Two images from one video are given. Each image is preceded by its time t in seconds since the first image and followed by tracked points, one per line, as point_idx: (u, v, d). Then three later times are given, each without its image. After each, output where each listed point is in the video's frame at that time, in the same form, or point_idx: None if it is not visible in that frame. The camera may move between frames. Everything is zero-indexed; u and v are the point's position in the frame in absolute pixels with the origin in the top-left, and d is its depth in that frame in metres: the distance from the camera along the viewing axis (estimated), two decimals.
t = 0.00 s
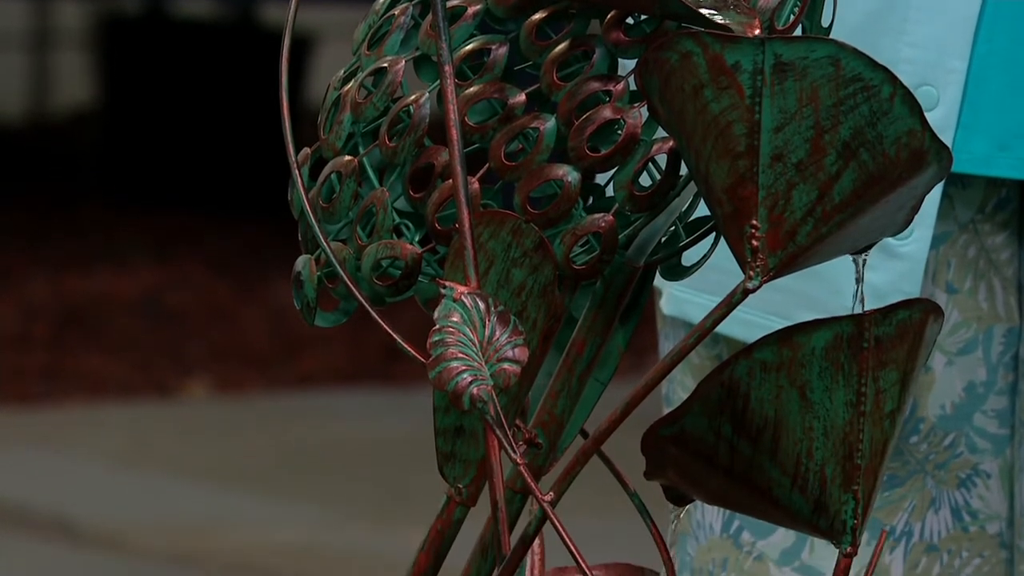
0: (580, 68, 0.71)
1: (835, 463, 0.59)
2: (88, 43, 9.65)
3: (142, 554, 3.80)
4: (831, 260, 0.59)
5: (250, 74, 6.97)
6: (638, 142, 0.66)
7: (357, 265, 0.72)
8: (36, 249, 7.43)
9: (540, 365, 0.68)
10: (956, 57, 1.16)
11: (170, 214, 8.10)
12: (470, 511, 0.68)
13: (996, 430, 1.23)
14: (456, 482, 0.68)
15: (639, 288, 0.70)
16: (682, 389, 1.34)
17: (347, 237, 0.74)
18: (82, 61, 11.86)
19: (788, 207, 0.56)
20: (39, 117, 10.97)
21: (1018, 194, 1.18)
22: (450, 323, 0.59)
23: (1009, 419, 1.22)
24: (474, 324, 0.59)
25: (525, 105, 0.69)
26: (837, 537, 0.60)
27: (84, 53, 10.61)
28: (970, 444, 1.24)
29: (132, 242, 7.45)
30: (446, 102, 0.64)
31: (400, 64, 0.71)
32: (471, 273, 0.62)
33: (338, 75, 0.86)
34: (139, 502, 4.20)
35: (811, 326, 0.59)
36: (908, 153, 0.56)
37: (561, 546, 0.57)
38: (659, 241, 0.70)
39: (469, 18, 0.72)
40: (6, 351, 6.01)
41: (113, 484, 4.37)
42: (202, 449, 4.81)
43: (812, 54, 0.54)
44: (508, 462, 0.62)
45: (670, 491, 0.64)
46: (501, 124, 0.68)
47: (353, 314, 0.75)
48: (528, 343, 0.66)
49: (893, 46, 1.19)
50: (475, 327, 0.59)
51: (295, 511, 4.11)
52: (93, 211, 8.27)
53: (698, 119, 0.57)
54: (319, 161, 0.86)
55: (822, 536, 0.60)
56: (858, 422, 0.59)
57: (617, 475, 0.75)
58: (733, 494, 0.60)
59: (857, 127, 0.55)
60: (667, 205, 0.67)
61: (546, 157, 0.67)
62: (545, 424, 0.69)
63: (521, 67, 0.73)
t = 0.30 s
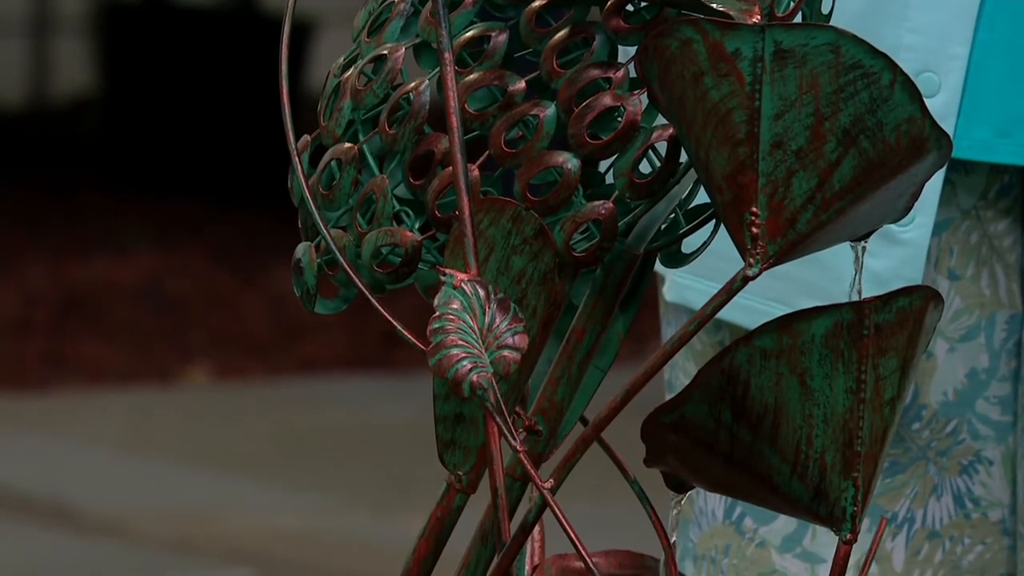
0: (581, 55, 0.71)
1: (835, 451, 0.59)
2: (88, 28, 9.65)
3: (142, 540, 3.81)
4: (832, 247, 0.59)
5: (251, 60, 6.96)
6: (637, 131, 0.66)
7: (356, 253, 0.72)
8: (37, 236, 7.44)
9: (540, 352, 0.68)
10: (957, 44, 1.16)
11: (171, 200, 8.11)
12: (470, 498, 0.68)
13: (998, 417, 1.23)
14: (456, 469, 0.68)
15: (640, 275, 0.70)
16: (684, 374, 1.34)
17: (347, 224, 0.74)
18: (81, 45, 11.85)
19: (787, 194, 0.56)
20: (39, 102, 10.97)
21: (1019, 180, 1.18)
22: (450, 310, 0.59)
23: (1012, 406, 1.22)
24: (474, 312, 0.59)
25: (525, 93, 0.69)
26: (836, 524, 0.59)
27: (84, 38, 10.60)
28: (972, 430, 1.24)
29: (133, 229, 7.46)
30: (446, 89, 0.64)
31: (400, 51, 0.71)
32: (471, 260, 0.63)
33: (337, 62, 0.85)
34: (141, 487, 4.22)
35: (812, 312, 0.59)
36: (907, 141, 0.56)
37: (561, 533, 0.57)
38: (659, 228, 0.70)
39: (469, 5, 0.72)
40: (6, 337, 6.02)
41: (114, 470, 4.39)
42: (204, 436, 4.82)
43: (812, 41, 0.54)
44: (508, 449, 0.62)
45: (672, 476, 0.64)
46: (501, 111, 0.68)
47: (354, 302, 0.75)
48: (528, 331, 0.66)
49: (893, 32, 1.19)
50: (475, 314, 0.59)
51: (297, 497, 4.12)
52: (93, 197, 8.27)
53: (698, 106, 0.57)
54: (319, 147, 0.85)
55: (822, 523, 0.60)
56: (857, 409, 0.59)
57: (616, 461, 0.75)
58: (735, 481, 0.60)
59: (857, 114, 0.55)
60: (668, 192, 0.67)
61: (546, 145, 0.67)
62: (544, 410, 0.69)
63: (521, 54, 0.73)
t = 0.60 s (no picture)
0: (580, 43, 0.71)
1: (836, 439, 0.59)
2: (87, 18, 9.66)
3: (141, 529, 3.83)
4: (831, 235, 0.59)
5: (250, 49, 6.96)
6: (637, 118, 0.65)
7: (356, 241, 0.71)
8: (36, 225, 7.46)
9: (540, 340, 0.68)
10: (956, 32, 1.15)
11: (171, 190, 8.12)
12: (470, 487, 0.68)
13: (997, 405, 1.22)
14: (456, 458, 0.68)
15: (639, 264, 0.70)
16: (683, 363, 1.35)
17: (346, 213, 0.74)
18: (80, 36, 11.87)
19: (788, 182, 0.56)
20: (38, 93, 10.98)
21: (1018, 169, 1.18)
22: (449, 299, 0.59)
23: (1010, 393, 1.21)
24: (474, 300, 0.59)
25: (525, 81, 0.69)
26: (835, 513, 0.59)
27: (82, 28, 10.61)
28: (972, 418, 1.22)
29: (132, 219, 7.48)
30: (445, 77, 0.64)
31: (399, 39, 0.71)
32: (472, 249, 0.63)
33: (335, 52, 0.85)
34: (141, 475, 4.23)
35: (811, 300, 0.58)
36: (907, 129, 0.56)
37: (561, 521, 0.57)
38: (659, 217, 0.70)
39: None
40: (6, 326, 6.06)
41: (113, 457, 4.41)
42: (203, 425, 4.83)
43: (811, 30, 0.54)
44: (508, 438, 0.62)
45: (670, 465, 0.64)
46: (501, 99, 0.68)
47: (353, 290, 0.74)
48: (528, 319, 0.66)
49: (893, 21, 1.18)
50: (475, 304, 0.59)
51: (296, 486, 4.13)
52: (93, 187, 8.29)
53: (698, 95, 0.57)
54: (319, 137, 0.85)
55: (822, 512, 0.60)
56: (857, 398, 0.58)
57: (616, 449, 0.75)
58: (735, 470, 0.60)
59: (857, 103, 0.55)
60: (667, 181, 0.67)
61: (545, 133, 0.67)
62: (544, 399, 0.69)
63: (521, 43, 0.73)
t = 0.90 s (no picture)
0: (580, 29, 0.71)
1: (836, 425, 0.58)
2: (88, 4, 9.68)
3: (139, 512, 3.88)
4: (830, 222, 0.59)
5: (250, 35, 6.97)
6: (638, 105, 0.65)
7: (356, 227, 0.71)
8: (36, 210, 7.50)
9: (539, 326, 0.68)
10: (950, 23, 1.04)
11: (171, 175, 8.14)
12: (470, 473, 0.68)
13: (986, 392, 1.17)
14: (456, 444, 0.68)
15: (639, 250, 0.70)
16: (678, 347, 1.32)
17: (346, 199, 0.74)
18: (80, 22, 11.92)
19: (788, 168, 0.56)
20: (37, 80, 11.03)
21: (1012, 158, 1.11)
22: (450, 286, 0.59)
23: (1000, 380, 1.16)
24: (473, 287, 0.59)
25: (525, 67, 0.69)
26: (836, 499, 0.59)
27: (83, 15, 10.64)
28: (959, 405, 1.18)
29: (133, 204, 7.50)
30: (446, 63, 0.64)
31: (400, 26, 0.71)
32: (472, 235, 0.63)
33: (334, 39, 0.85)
34: (141, 459, 4.26)
35: (812, 286, 0.58)
36: (908, 116, 0.56)
37: (562, 507, 0.57)
38: (660, 203, 0.69)
39: None
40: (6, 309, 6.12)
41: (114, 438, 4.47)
42: (204, 410, 4.86)
43: (812, 16, 0.55)
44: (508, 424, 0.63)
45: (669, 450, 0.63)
46: (501, 86, 0.68)
47: (354, 277, 0.74)
48: (528, 305, 0.66)
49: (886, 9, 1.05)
50: (475, 289, 0.59)
51: (294, 471, 4.15)
52: (93, 172, 8.31)
53: (698, 81, 0.57)
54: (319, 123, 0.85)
55: (822, 498, 0.60)
56: (857, 383, 0.59)
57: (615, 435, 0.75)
58: (735, 455, 0.59)
59: (857, 89, 0.55)
60: (668, 167, 0.67)
61: (545, 119, 0.67)
62: (545, 385, 0.69)
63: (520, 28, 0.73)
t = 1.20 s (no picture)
0: (579, 13, 0.71)
1: (836, 409, 0.58)
2: None
3: (141, 492, 4.04)
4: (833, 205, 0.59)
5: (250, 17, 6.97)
6: (637, 88, 0.65)
7: (356, 211, 0.71)
8: (36, 190, 7.56)
9: (539, 310, 0.68)
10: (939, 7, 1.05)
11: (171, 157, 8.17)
12: (471, 456, 0.68)
13: (976, 376, 1.15)
14: (455, 427, 0.67)
15: (639, 235, 0.70)
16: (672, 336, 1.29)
17: (346, 182, 0.73)
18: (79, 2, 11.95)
19: (788, 152, 0.55)
20: (35, 59, 11.07)
21: (1004, 143, 1.10)
22: (450, 269, 0.59)
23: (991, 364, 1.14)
24: (474, 270, 0.59)
25: (525, 51, 0.69)
26: (836, 483, 0.59)
27: None
28: (949, 390, 1.16)
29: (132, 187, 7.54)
30: (445, 46, 0.64)
31: (399, 9, 0.72)
32: (472, 219, 0.63)
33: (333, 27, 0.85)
34: (143, 439, 4.36)
35: (809, 271, 0.58)
36: (908, 99, 0.56)
37: (562, 490, 0.57)
38: (659, 186, 0.69)
39: None
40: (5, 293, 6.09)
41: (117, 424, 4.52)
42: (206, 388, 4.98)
43: None
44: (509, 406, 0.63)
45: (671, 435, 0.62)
46: (501, 69, 0.68)
47: (354, 260, 0.74)
48: (529, 289, 0.66)
49: None
50: (475, 273, 0.59)
51: (293, 451, 4.26)
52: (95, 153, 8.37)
53: (698, 65, 0.56)
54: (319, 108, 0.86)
55: (824, 482, 0.59)
56: (857, 366, 0.58)
57: (614, 418, 0.75)
58: (735, 439, 0.59)
59: (857, 72, 0.55)
60: (668, 151, 0.66)
61: (546, 104, 0.66)
62: (545, 368, 0.69)
63: (520, 13, 0.73)
